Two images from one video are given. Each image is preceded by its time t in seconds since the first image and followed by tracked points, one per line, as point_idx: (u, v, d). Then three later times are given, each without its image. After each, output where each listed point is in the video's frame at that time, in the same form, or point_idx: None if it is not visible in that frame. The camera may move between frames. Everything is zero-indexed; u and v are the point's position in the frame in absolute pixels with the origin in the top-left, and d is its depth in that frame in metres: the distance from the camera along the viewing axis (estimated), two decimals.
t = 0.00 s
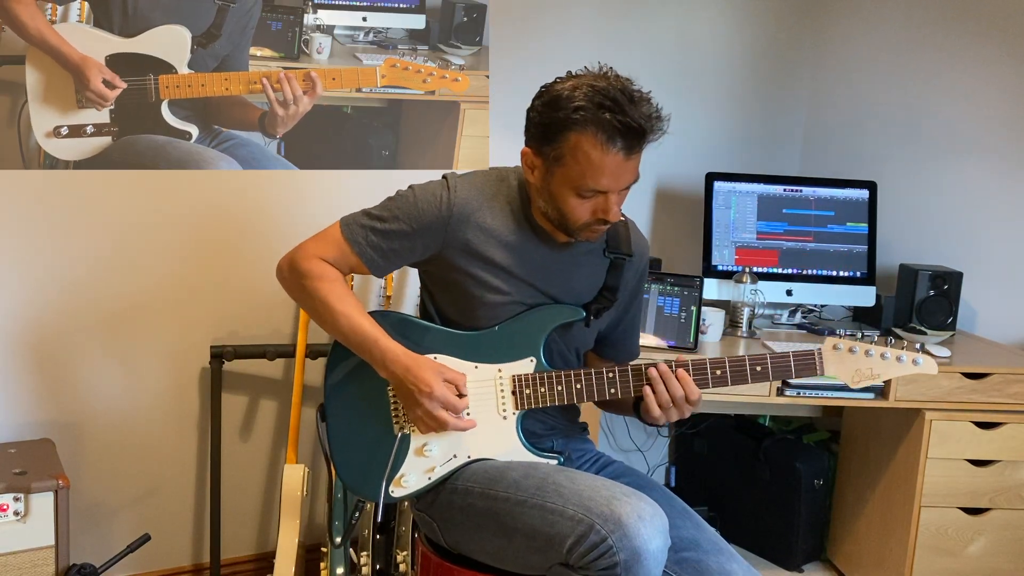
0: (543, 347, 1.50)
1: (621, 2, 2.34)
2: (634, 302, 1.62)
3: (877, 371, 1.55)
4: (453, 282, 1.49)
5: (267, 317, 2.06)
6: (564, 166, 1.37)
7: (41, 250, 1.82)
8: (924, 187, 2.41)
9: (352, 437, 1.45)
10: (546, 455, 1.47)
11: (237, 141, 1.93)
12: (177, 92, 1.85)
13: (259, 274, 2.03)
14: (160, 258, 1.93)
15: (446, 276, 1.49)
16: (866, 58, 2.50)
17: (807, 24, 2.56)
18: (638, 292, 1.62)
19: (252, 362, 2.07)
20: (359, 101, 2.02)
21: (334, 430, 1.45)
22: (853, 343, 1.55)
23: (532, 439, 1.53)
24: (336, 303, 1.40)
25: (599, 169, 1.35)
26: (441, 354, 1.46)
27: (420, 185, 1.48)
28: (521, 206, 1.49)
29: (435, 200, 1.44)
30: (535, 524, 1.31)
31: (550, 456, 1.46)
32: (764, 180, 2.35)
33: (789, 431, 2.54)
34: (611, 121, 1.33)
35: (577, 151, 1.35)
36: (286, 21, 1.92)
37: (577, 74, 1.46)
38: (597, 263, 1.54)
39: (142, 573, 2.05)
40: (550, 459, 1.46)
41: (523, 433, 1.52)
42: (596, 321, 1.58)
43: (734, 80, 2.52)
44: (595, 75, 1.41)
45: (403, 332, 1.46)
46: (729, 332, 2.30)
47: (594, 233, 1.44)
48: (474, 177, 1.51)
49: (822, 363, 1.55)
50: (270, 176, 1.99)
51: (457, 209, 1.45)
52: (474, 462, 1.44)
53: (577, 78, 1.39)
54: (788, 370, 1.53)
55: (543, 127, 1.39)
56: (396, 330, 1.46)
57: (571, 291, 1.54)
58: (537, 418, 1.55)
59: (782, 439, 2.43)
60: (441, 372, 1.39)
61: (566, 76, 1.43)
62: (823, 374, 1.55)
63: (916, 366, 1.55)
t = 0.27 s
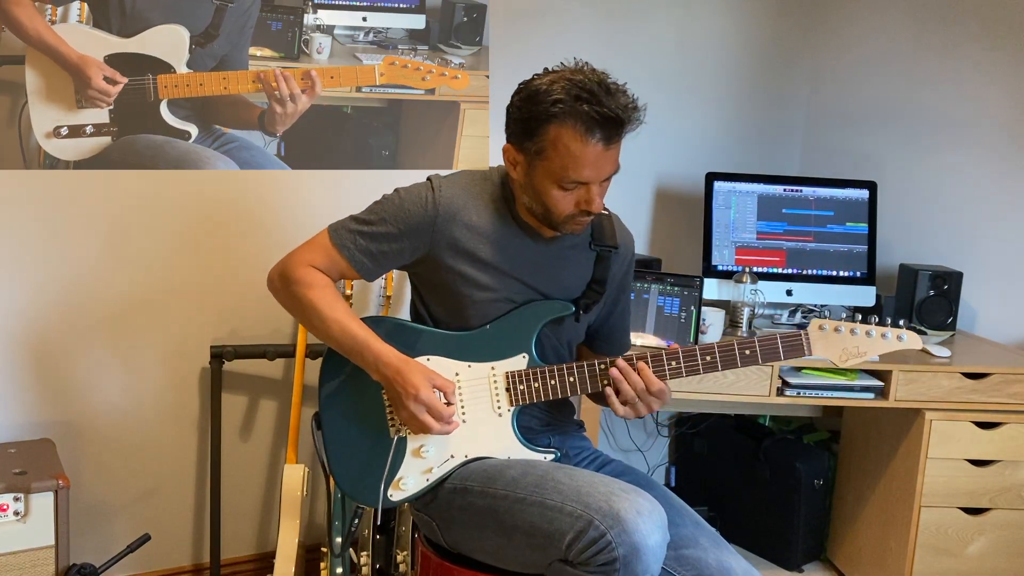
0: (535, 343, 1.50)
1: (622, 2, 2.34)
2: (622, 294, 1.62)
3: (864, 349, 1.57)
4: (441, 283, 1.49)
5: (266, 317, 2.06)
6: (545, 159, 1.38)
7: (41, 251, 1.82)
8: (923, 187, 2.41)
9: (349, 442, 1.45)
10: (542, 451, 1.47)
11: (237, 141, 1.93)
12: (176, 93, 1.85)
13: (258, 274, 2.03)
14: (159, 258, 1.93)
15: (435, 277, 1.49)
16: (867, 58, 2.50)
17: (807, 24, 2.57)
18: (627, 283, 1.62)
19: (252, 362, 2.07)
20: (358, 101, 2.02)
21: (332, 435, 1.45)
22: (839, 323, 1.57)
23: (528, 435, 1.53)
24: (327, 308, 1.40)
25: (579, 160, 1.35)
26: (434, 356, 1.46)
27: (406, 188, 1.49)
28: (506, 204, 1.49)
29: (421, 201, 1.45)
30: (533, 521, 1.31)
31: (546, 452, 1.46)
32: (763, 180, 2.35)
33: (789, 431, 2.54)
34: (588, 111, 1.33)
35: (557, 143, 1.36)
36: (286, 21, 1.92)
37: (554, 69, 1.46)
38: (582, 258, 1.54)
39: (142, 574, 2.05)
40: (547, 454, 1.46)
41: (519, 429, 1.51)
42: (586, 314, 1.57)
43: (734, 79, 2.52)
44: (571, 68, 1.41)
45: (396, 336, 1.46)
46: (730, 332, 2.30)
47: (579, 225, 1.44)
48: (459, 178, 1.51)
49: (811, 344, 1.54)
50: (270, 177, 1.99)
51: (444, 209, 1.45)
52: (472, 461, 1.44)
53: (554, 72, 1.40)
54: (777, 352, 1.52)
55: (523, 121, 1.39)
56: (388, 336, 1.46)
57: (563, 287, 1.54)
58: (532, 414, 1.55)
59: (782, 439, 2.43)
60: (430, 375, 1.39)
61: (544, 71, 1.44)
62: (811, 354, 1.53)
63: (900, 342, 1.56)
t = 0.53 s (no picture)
0: (535, 341, 1.50)
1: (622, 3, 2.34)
2: (617, 290, 1.61)
3: (858, 346, 1.56)
4: (439, 284, 1.48)
5: (267, 317, 2.06)
6: (532, 152, 1.38)
7: (41, 251, 1.82)
8: (923, 186, 2.41)
9: (349, 442, 1.45)
10: (543, 449, 1.47)
11: (237, 141, 1.93)
12: (176, 92, 1.85)
13: (258, 274, 2.03)
14: (159, 258, 1.93)
15: (431, 279, 1.49)
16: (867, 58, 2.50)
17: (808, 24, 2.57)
18: (622, 280, 1.62)
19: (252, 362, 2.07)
20: (358, 101, 2.02)
21: (332, 434, 1.45)
22: (834, 321, 1.55)
23: (528, 432, 1.53)
24: (323, 311, 1.40)
25: (566, 151, 1.35)
26: (434, 355, 1.46)
27: (397, 190, 1.49)
28: (500, 203, 1.49)
29: (412, 201, 1.45)
30: (534, 518, 1.31)
31: (546, 449, 1.46)
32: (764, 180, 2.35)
33: (789, 431, 2.54)
34: (572, 102, 1.34)
35: (543, 135, 1.36)
36: (286, 21, 1.92)
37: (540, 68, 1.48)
38: (576, 254, 1.54)
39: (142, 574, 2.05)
40: (546, 453, 1.46)
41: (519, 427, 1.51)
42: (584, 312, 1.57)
43: (734, 79, 2.51)
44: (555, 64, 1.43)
45: (394, 335, 1.46)
46: (730, 332, 2.30)
47: (569, 219, 1.43)
48: (450, 178, 1.52)
49: (807, 342, 1.54)
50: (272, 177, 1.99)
51: (435, 208, 1.46)
52: (472, 460, 1.44)
53: (538, 68, 1.41)
54: (773, 349, 1.51)
55: (509, 116, 1.40)
56: (387, 337, 1.46)
57: (562, 285, 1.54)
58: (532, 411, 1.55)
59: (782, 438, 2.43)
60: (429, 369, 1.38)
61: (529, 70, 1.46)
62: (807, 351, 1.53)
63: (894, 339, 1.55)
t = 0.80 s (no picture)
0: (536, 341, 1.50)
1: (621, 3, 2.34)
2: (615, 293, 1.63)
3: (861, 345, 1.57)
4: (441, 283, 1.49)
5: (267, 317, 2.06)
6: (536, 151, 1.38)
7: (41, 250, 1.82)
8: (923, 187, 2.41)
9: (349, 443, 1.45)
10: (543, 449, 1.47)
11: (237, 141, 1.93)
12: (176, 93, 1.85)
13: (258, 274, 2.03)
14: (159, 258, 1.93)
15: (433, 278, 1.49)
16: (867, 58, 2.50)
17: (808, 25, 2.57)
18: (620, 280, 1.63)
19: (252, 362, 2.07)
20: (358, 100, 2.02)
21: (332, 434, 1.45)
22: (836, 320, 1.56)
23: (528, 431, 1.53)
24: (325, 310, 1.40)
25: (570, 149, 1.35)
26: (435, 355, 1.46)
27: (400, 188, 1.49)
28: (503, 202, 1.49)
29: (415, 200, 1.45)
30: (535, 518, 1.31)
31: (547, 449, 1.46)
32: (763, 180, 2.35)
33: (789, 431, 2.54)
34: (577, 101, 1.34)
35: (548, 133, 1.36)
36: (286, 21, 1.92)
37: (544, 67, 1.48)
38: (578, 255, 1.54)
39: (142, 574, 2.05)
40: (547, 451, 1.46)
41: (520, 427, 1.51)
42: (584, 312, 1.57)
43: (734, 79, 2.51)
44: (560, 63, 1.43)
45: (396, 335, 1.46)
46: (730, 332, 2.30)
47: (572, 218, 1.43)
48: (453, 177, 1.52)
49: (808, 341, 1.54)
50: (272, 177, 1.99)
51: (438, 207, 1.46)
52: (473, 460, 1.44)
53: (543, 67, 1.41)
54: (774, 348, 1.51)
55: (513, 115, 1.40)
56: (388, 336, 1.46)
57: (563, 286, 1.54)
58: (533, 411, 1.55)
59: (782, 439, 2.43)
60: (429, 374, 1.39)
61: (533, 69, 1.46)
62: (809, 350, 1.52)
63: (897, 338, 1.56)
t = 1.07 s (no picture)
0: (536, 343, 1.50)
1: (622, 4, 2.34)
2: (621, 293, 1.62)
3: (864, 348, 1.55)
4: (443, 284, 1.49)
5: (267, 317, 2.06)
6: (544, 157, 1.37)
7: (41, 250, 1.82)
8: (923, 187, 2.41)
9: (349, 443, 1.45)
10: (542, 451, 1.47)
11: (237, 141, 1.93)
12: (176, 92, 1.85)
13: (258, 274, 2.03)
14: (159, 258, 1.93)
15: (436, 278, 1.49)
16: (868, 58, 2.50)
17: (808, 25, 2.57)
18: (625, 283, 1.62)
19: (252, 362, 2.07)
20: (359, 101, 2.02)
21: (332, 435, 1.45)
22: (839, 323, 1.56)
23: (528, 433, 1.53)
24: (326, 309, 1.40)
25: (579, 157, 1.35)
26: (435, 356, 1.46)
27: (404, 188, 1.49)
28: (507, 204, 1.49)
29: (419, 201, 1.45)
30: (533, 521, 1.31)
31: (546, 452, 1.46)
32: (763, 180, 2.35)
33: (789, 431, 2.53)
34: (588, 108, 1.33)
35: (557, 140, 1.35)
36: (286, 21, 1.92)
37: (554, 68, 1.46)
38: (582, 257, 1.54)
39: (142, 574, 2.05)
40: (546, 455, 1.46)
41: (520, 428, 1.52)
42: (587, 314, 1.57)
43: (734, 79, 2.51)
44: (571, 67, 1.41)
45: (396, 336, 1.46)
46: (729, 332, 2.30)
47: (579, 224, 1.43)
48: (458, 178, 1.51)
49: (811, 343, 1.54)
50: (273, 177, 1.99)
51: (442, 209, 1.45)
52: (472, 461, 1.44)
53: (554, 71, 1.40)
54: (776, 350, 1.51)
55: (523, 119, 1.39)
56: (388, 337, 1.46)
57: (565, 288, 1.54)
58: (533, 413, 1.55)
59: (782, 438, 2.43)
60: (430, 375, 1.38)
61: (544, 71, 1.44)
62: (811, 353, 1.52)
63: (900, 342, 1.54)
